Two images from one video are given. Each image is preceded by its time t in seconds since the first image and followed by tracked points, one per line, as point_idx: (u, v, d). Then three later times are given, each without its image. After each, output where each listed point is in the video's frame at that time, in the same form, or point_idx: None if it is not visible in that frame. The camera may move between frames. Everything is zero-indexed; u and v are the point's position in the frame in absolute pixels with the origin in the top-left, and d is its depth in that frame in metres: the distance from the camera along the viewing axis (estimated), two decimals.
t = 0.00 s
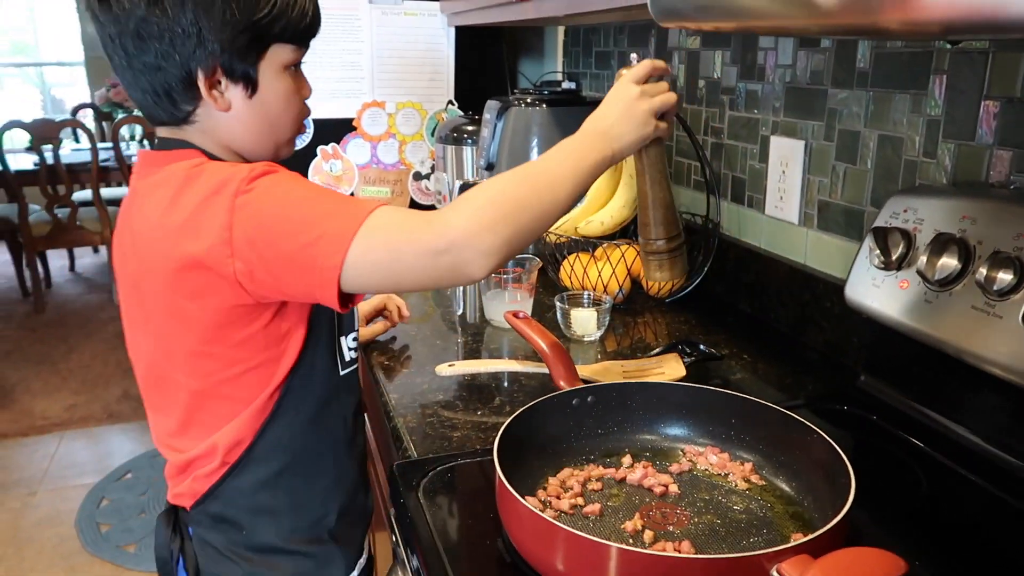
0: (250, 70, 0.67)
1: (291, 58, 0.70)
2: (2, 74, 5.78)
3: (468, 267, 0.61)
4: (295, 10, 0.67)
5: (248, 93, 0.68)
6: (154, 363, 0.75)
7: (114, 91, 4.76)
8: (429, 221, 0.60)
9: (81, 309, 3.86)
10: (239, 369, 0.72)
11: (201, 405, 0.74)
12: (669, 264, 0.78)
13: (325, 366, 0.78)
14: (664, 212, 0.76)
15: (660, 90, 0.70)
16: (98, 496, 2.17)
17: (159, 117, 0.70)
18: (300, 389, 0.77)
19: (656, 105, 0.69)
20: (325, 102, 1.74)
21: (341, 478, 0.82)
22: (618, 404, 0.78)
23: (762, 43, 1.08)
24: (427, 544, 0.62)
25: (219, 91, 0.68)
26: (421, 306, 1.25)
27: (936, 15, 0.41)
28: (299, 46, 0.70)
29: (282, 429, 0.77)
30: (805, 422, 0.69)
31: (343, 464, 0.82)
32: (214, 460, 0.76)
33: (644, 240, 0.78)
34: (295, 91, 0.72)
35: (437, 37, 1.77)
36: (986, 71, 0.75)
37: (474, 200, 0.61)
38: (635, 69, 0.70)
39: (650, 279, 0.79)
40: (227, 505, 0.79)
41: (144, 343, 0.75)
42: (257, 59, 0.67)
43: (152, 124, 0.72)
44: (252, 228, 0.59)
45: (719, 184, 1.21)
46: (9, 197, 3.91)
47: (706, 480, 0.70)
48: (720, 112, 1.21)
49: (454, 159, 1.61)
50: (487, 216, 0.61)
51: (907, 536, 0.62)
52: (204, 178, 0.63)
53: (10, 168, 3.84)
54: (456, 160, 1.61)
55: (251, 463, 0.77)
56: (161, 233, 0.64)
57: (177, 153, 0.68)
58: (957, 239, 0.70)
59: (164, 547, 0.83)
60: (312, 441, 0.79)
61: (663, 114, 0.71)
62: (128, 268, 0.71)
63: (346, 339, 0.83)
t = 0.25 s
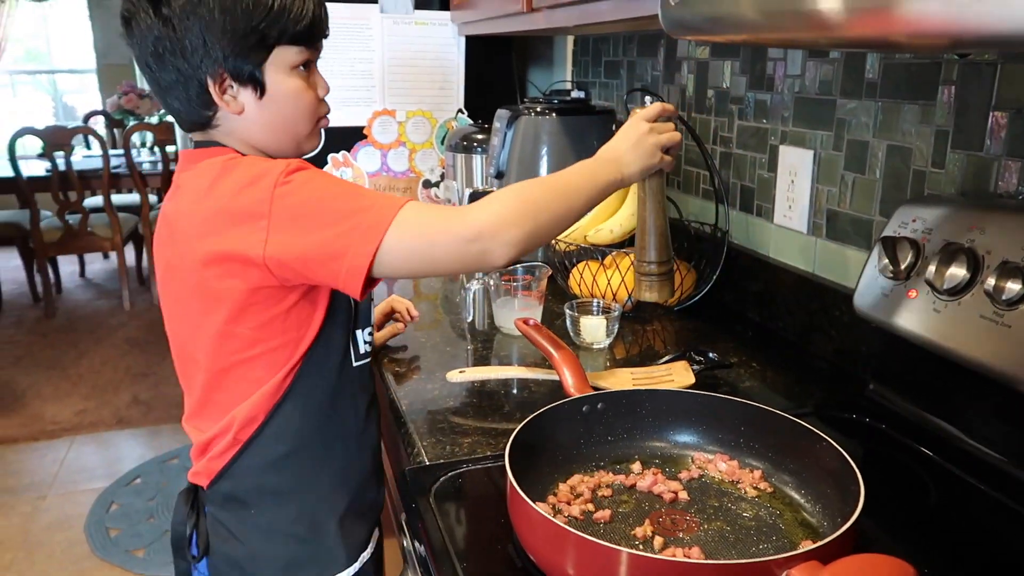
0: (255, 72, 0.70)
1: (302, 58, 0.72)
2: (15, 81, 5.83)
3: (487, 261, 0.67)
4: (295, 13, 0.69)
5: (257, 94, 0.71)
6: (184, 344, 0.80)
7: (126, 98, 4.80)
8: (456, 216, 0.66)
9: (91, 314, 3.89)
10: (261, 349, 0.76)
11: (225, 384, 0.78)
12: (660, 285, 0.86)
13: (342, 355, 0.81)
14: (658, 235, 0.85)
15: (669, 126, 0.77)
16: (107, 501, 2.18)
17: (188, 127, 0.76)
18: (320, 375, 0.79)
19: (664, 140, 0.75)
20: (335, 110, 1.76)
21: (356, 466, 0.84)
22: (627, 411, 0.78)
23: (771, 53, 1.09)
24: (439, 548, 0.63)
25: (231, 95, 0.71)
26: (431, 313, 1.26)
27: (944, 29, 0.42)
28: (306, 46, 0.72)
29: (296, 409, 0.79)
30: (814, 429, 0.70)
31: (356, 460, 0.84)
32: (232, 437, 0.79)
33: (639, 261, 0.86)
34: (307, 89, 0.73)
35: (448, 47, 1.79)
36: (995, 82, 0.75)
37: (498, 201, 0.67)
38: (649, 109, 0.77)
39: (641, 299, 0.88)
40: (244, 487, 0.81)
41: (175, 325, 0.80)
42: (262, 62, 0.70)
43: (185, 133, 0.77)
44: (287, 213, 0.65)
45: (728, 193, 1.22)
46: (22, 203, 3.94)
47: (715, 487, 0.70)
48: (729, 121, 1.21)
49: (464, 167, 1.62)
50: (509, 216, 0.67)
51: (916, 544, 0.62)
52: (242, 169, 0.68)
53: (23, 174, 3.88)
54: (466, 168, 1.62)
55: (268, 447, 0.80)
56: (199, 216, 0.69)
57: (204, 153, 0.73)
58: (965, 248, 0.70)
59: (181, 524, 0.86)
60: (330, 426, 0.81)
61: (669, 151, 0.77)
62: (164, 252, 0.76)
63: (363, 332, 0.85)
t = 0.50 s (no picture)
0: (259, 78, 0.71)
1: (306, 62, 0.73)
2: (27, 88, 5.89)
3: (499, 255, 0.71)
4: (294, 18, 0.69)
5: (263, 99, 0.72)
6: (204, 344, 0.81)
7: (136, 106, 4.84)
8: (476, 212, 0.69)
9: (100, 320, 3.91)
10: (280, 342, 0.77)
11: (243, 378, 0.79)
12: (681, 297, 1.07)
13: (355, 350, 0.82)
14: (681, 256, 1.04)
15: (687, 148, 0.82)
16: (115, 506, 2.19)
17: (204, 136, 0.78)
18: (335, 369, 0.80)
19: (683, 162, 0.80)
20: (345, 118, 1.77)
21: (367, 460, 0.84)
22: (635, 417, 0.79)
23: (779, 61, 1.10)
24: (448, 553, 0.63)
25: (239, 102, 0.73)
26: (439, 319, 1.26)
27: (953, 38, 0.42)
28: (310, 49, 0.72)
29: (312, 402, 0.80)
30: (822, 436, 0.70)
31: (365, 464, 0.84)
32: (249, 430, 0.80)
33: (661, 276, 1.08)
34: (313, 92, 0.74)
35: (457, 55, 1.80)
36: (1003, 91, 0.76)
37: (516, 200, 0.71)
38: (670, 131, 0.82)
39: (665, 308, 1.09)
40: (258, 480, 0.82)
41: (194, 324, 0.81)
42: (265, 67, 0.71)
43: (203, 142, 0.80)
44: (309, 207, 0.67)
45: (736, 201, 1.22)
46: (33, 209, 3.97)
47: (723, 494, 0.70)
48: (737, 129, 1.22)
49: (472, 174, 1.63)
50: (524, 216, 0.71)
51: (926, 553, 0.62)
52: (264, 167, 0.70)
53: (34, 180, 3.91)
54: (474, 175, 1.62)
55: (284, 438, 0.80)
56: (222, 212, 0.71)
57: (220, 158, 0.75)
58: (974, 256, 0.70)
59: (197, 519, 0.87)
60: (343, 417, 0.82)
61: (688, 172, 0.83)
62: (185, 250, 0.77)
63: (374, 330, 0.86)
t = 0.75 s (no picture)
0: (286, 95, 0.74)
1: (329, 84, 0.77)
2: (37, 95, 5.93)
3: (510, 268, 0.73)
4: (326, 41, 0.74)
5: (285, 114, 0.75)
6: (211, 345, 0.82)
7: (145, 112, 4.87)
8: (490, 223, 0.72)
9: (108, 325, 3.93)
10: (290, 346, 0.78)
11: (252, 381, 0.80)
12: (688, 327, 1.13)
13: (360, 353, 0.83)
14: (693, 286, 1.10)
15: (699, 182, 0.87)
16: (122, 510, 2.20)
17: (215, 137, 0.79)
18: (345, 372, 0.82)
19: (695, 195, 0.85)
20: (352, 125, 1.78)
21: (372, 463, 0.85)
22: (642, 422, 0.79)
23: (786, 69, 1.10)
24: (455, 558, 0.64)
25: (260, 112, 0.75)
26: (445, 325, 1.27)
27: (958, 46, 0.42)
28: (334, 74, 0.77)
29: (321, 406, 0.81)
30: (829, 443, 0.70)
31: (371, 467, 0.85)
32: (258, 433, 0.81)
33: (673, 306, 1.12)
34: (331, 112, 0.78)
35: (464, 62, 1.81)
36: (1010, 99, 0.76)
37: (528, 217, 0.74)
38: (684, 164, 0.87)
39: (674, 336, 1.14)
40: (264, 484, 0.83)
41: (201, 325, 0.82)
42: (292, 84, 0.74)
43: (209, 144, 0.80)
44: (325, 215, 0.68)
45: (742, 208, 1.22)
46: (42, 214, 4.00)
47: (730, 500, 0.71)
48: (743, 136, 1.22)
49: (479, 181, 1.64)
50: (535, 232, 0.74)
51: (934, 560, 0.62)
52: (278, 174, 0.72)
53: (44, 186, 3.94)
54: (481, 182, 1.63)
55: (292, 443, 0.81)
56: (237, 217, 0.72)
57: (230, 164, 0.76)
58: (981, 263, 0.70)
59: (205, 522, 0.88)
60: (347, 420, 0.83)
61: (699, 206, 0.88)
62: (194, 252, 0.78)
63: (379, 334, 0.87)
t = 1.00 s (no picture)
0: (317, 106, 0.78)
1: (356, 98, 0.81)
2: (38, 100, 5.94)
3: (529, 287, 0.77)
4: (359, 54, 0.78)
5: (315, 125, 0.79)
6: (210, 353, 0.83)
7: (146, 117, 4.88)
8: (512, 244, 0.76)
9: (108, 329, 3.93)
10: (295, 362, 0.81)
11: (253, 392, 0.82)
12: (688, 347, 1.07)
13: (358, 371, 0.86)
14: (692, 304, 1.05)
15: (705, 205, 0.91)
16: (121, 515, 2.20)
17: (236, 141, 0.81)
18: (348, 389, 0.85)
19: (700, 218, 0.89)
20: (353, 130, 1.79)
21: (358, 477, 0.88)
22: (639, 426, 0.79)
23: (784, 75, 1.10)
24: (452, 562, 0.64)
25: (290, 122, 0.78)
26: (444, 330, 1.27)
27: (956, 52, 0.42)
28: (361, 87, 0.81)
29: (322, 421, 0.84)
30: (826, 447, 0.70)
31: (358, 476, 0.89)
32: (258, 445, 0.84)
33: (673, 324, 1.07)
34: (356, 126, 0.82)
35: (464, 67, 1.81)
36: (1007, 105, 0.76)
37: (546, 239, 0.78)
38: (689, 189, 0.91)
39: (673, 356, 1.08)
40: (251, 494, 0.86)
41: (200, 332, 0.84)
42: (325, 97, 0.78)
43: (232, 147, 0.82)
44: (347, 238, 0.71)
45: (741, 213, 1.23)
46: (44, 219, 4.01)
47: (727, 504, 0.71)
48: (742, 142, 1.22)
49: (479, 186, 1.64)
50: (551, 254, 0.77)
51: (931, 565, 0.62)
52: (299, 193, 0.74)
53: (45, 190, 3.94)
54: (481, 187, 1.64)
55: (289, 454, 0.84)
56: (254, 231, 0.74)
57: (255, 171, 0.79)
58: (978, 268, 0.70)
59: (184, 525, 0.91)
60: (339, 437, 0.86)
61: (705, 228, 0.91)
62: (200, 260, 0.79)
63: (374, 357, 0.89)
